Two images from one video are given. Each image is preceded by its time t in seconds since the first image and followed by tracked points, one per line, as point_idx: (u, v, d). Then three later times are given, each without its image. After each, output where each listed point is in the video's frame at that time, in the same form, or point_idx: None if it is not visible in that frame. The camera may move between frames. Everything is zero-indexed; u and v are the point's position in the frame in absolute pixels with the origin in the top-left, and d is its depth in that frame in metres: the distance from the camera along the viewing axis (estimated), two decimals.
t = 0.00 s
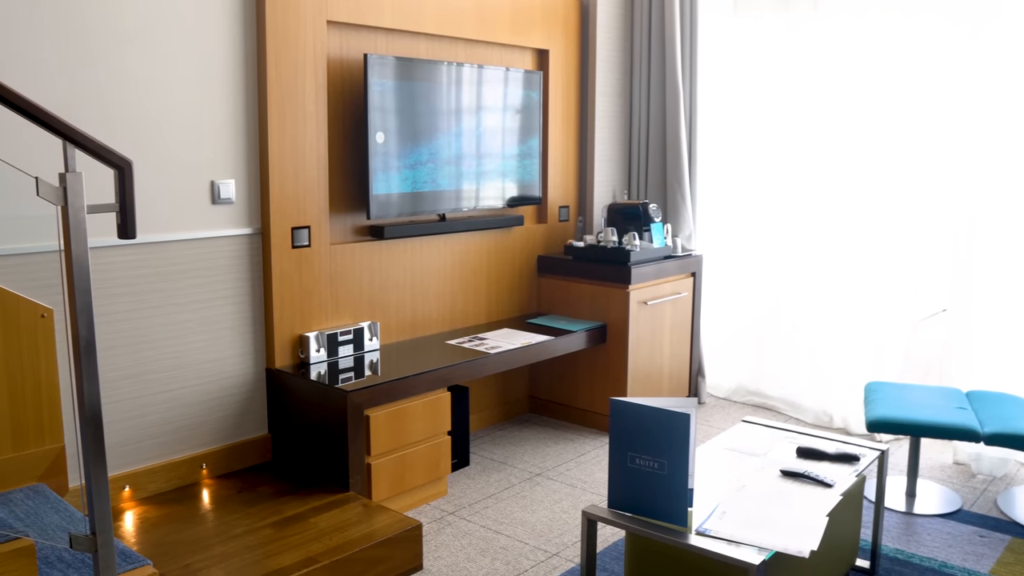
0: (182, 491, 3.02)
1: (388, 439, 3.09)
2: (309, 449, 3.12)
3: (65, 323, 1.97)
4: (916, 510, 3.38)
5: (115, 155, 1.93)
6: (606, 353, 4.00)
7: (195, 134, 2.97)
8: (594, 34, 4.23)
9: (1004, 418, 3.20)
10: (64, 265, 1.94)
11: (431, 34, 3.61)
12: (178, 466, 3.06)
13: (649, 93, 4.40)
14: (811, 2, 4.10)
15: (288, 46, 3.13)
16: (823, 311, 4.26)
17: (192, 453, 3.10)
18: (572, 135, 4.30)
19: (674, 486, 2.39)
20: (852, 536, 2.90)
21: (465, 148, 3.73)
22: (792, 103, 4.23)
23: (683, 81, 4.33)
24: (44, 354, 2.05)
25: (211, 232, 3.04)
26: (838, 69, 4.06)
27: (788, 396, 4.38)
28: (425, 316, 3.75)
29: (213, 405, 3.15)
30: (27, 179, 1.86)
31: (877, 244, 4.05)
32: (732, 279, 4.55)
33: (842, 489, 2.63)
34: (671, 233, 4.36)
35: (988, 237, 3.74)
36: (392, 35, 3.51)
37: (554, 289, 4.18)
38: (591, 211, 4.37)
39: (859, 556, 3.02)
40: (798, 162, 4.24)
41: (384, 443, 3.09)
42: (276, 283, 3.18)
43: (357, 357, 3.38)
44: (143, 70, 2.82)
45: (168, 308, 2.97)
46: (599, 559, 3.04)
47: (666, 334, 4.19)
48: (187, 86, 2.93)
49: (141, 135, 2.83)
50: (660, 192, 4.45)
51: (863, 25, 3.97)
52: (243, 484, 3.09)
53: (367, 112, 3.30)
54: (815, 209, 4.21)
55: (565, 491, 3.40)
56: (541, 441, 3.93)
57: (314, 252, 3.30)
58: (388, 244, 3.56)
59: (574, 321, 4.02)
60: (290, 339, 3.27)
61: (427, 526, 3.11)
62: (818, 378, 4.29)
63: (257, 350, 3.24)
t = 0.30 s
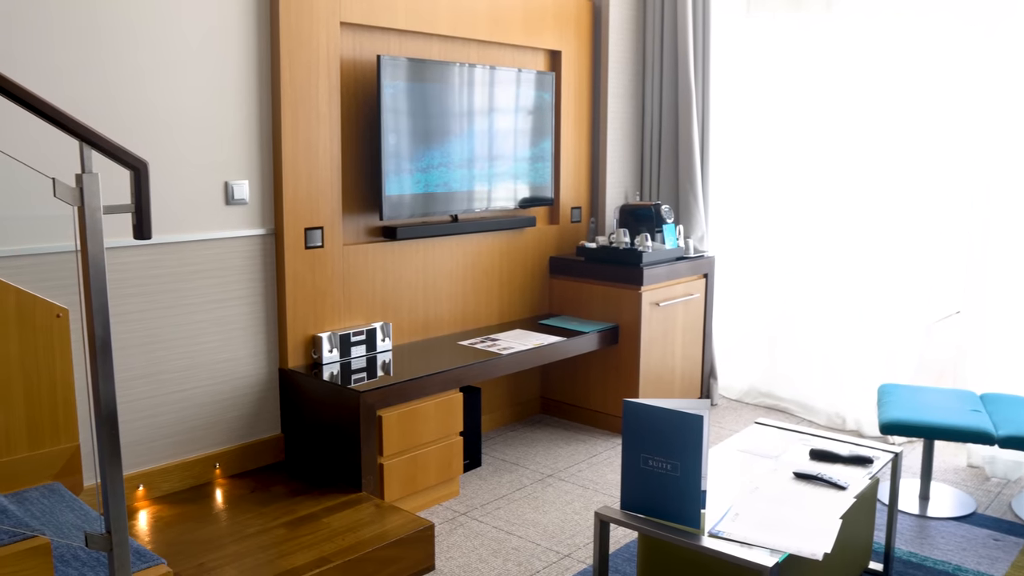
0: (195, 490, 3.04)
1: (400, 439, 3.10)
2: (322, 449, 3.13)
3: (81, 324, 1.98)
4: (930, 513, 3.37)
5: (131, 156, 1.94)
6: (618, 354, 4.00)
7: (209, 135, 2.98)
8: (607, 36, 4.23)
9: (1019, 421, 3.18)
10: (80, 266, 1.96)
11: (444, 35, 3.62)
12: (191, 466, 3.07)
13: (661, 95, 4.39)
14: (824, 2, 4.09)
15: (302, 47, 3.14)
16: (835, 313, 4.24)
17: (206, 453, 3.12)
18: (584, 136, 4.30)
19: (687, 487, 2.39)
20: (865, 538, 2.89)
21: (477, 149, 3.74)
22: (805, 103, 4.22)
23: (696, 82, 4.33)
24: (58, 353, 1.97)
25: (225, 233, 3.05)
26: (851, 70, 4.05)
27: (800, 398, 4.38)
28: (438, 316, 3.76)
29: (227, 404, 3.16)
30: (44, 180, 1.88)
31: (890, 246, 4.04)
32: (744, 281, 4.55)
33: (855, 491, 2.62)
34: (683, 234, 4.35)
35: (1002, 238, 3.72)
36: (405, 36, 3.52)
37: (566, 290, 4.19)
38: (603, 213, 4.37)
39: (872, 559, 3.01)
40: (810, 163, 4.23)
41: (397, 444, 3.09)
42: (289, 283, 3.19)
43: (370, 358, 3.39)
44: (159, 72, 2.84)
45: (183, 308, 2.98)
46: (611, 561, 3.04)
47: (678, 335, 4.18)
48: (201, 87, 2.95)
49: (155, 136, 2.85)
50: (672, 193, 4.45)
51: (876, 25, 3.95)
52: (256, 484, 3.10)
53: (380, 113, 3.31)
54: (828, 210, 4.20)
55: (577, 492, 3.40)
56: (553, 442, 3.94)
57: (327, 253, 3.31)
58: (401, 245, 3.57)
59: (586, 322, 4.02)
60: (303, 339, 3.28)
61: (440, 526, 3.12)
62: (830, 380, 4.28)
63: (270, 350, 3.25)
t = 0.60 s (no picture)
0: (208, 489, 3.05)
1: (412, 440, 3.11)
2: (334, 449, 3.14)
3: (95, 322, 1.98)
4: (942, 515, 3.35)
5: (145, 157, 1.95)
6: (629, 355, 4.00)
7: (222, 136, 3.00)
8: (619, 37, 4.23)
9: None
10: (94, 266, 1.96)
11: (456, 36, 3.62)
12: (204, 465, 3.08)
13: (673, 96, 4.39)
14: (837, 3, 4.08)
15: (315, 49, 3.15)
16: (847, 314, 4.23)
17: (219, 452, 3.13)
18: (596, 136, 4.31)
19: (699, 488, 2.38)
20: (878, 540, 2.89)
21: (489, 150, 3.74)
22: (817, 104, 4.21)
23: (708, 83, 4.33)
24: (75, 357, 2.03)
25: (238, 233, 3.07)
26: (864, 71, 4.04)
27: (812, 400, 4.37)
28: (449, 317, 3.76)
29: (240, 404, 3.17)
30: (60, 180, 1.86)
31: (903, 247, 4.03)
32: (756, 282, 4.54)
33: (868, 493, 2.61)
34: (695, 236, 4.35)
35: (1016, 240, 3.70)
36: (417, 37, 3.52)
37: (578, 291, 4.19)
38: (615, 214, 4.37)
39: (885, 561, 3.00)
40: (822, 164, 4.22)
41: (408, 444, 3.10)
42: (301, 284, 3.20)
43: (382, 358, 3.40)
44: (174, 74, 2.85)
45: (196, 308, 3.00)
46: (623, 562, 3.04)
47: (690, 336, 4.18)
48: (214, 88, 2.96)
49: (169, 137, 2.86)
50: (684, 194, 4.45)
51: (889, 25, 3.94)
52: (269, 483, 3.12)
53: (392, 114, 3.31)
54: (840, 211, 4.19)
55: (588, 493, 3.40)
56: (564, 443, 3.94)
57: (339, 253, 3.32)
58: (413, 245, 3.58)
59: (598, 323, 4.02)
60: (316, 340, 3.29)
61: (451, 526, 3.13)
62: (842, 381, 4.27)
63: (283, 350, 3.27)
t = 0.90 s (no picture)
0: (219, 489, 3.06)
1: (423, 440, 3.11)
2: (345, 449, 3.14)
3: (109, 326, 1.99)
4: (955, 518, 3.34)
5: (158, 157, 1.95)
6: (640, 356, 4.00)
7: (234, 136, 3.00)
8: (630, 37, 4.23)
9: None
10: (108, 266, 1.98)
11: (467, 36, 3.63)
12: (216, 465, 3.09)
13: (684, 96, 4.39)
14: (849, 3, 4.07)
15: (326, 49, 3.15)
16: (859, 315, 4.22)
17: (230, 452, 3.14)
18: (607, 137, 4.30)
19: (711, 489, 2.38)
20: (890, 542, 2.88)
21: (499, 151, 3.74)
22: (829, 104, 4.19)
23: (719, 84, 4.32)
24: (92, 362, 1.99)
25: (250, 233, 3.07)
26: (876, 71, 4.02)
27: (823, 401, 4.36)
28: (460, 317, 3.76)
29: (251, 404, 3.18)
30: (75, 182, 1.88)
31: (915, 248, 4.01)
32: (768, 283, 4.53)
33: (880, 495, 2.60)
34: (706, 236, 4.34)
35: None
36: (428, 38, 3.53)
37: (588, 292, 4.19)
38: (626, 214, 4.37)
39: (897, 563, 2.99)
40: (834, 164, 4.21)
41: (420, 444, 3.10)
42: (313, 284, 3.21)
43: (393, 358, 3.40)
44: (186, 74, 2.86)
45: (208, 308, 3.01)
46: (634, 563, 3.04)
47: (701, 337, 4.17)
48: (226, 88, 2.97)
49: (181, 137, 2.87)
50: (695, 194, 4.44)
51: (902, 25, 3.92)
52: (280, 483, 3.12)
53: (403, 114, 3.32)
54: (851, 212, 4.18)
55: (599, 494, 3.40)
56: (575, 443, 3.94)
57: (350, 253, 3.32)
58: (424, 246, 3.58)
59: (608, 324, 4.01)
60: (327, 340, 3.29)
61: (462, 527, 3.13)
62: (854, 382, 4.25)
63: (295, 350, 3.27)
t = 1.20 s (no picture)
0: (231, 488, 3.06)
1: (434, 439, 3.11)
2: (356, 449, 3.14)
3: (121, 321, 1.99)
4: (968, 519, 3.32)
5: (171, 156, 1.95)
6: (651, 356, 3.99)
7: (246, 136, 3.01)
8: (642, 37, 4.22)
9: None
10: (120, 266, 1.98)
11: (479, 36, 3.62)
12: (227, 464, 3.10)
13: (695, 96, 4.38)
14: (862, 2, 4.05)
15: (338, 48, 3.15)
16: (871, 315, 4.20)
17: (242, 452, 3.14)
18: (618, 136, 4.30)
19: (723, 490, 2.37)
20: (903, 544, 2.86)
21: (510, 151, 3.74)
22: (841, 104, 4.18)
23: (731, 83, 4.30)
24: (102, 361, 2.00)
25: (261, 233, 3.08)
26: (889, 70, 4.01)
27: (835, 402, 4.34)
28: (471, 317, 3.76)
29: (263, 403, 3.19)
30: (88, 181, 1.89)
31: (927, 248, 3.99)
32: (779, 283, 4.52)
33: (894, 497, 2.59)
34: (717, 237, 4.33)
35: None
36: (440, 37, 3.53)
37: (599, 292, 4.18)
38: (637, 214, 4.36)
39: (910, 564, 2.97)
40: (846, 164, 4.19)
41: (431, 444, 3.10)
42: (324, 283, 3.21)
43: (404, 358, 3.40)
44: (198, 74, 2.86)
45: (220, 308, 3.01)
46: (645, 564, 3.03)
47: (712, 337, 4.16)
48: (238, 88, 2.97)
49: (193, 136, 2.87)
50: (707, 194, 4.43)
51: (916, 25, 3.90)
52: (291, 483, 3.12)
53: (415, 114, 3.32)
54: (864, 212, 4.16)
55: (610, 494, 3.39)
56: (586, 443, 3.93)
57: (362, 253, 3.32)
58: (435, 246, 3.58)
59: (619, 324, 4.00)
60: (338, 339, 3.29)
61: (473, 526, 3.13)
62: (866, 383, 4.23)
63: (306, 350, 3.28)
